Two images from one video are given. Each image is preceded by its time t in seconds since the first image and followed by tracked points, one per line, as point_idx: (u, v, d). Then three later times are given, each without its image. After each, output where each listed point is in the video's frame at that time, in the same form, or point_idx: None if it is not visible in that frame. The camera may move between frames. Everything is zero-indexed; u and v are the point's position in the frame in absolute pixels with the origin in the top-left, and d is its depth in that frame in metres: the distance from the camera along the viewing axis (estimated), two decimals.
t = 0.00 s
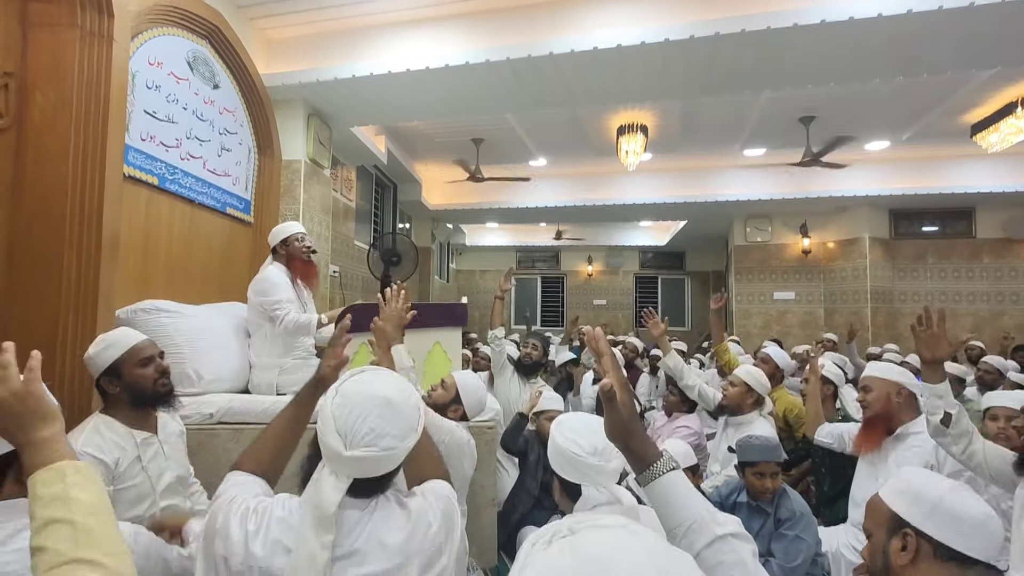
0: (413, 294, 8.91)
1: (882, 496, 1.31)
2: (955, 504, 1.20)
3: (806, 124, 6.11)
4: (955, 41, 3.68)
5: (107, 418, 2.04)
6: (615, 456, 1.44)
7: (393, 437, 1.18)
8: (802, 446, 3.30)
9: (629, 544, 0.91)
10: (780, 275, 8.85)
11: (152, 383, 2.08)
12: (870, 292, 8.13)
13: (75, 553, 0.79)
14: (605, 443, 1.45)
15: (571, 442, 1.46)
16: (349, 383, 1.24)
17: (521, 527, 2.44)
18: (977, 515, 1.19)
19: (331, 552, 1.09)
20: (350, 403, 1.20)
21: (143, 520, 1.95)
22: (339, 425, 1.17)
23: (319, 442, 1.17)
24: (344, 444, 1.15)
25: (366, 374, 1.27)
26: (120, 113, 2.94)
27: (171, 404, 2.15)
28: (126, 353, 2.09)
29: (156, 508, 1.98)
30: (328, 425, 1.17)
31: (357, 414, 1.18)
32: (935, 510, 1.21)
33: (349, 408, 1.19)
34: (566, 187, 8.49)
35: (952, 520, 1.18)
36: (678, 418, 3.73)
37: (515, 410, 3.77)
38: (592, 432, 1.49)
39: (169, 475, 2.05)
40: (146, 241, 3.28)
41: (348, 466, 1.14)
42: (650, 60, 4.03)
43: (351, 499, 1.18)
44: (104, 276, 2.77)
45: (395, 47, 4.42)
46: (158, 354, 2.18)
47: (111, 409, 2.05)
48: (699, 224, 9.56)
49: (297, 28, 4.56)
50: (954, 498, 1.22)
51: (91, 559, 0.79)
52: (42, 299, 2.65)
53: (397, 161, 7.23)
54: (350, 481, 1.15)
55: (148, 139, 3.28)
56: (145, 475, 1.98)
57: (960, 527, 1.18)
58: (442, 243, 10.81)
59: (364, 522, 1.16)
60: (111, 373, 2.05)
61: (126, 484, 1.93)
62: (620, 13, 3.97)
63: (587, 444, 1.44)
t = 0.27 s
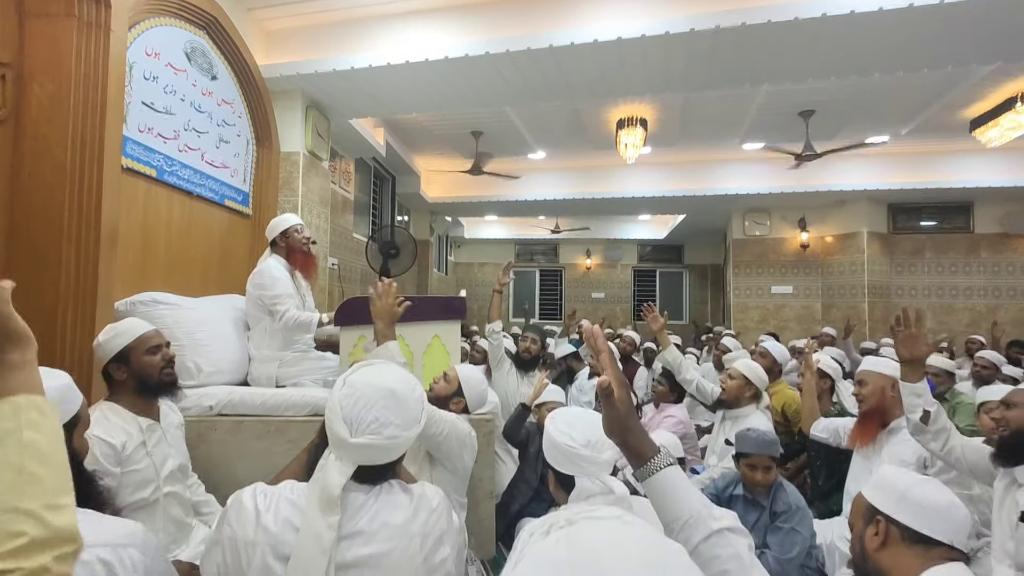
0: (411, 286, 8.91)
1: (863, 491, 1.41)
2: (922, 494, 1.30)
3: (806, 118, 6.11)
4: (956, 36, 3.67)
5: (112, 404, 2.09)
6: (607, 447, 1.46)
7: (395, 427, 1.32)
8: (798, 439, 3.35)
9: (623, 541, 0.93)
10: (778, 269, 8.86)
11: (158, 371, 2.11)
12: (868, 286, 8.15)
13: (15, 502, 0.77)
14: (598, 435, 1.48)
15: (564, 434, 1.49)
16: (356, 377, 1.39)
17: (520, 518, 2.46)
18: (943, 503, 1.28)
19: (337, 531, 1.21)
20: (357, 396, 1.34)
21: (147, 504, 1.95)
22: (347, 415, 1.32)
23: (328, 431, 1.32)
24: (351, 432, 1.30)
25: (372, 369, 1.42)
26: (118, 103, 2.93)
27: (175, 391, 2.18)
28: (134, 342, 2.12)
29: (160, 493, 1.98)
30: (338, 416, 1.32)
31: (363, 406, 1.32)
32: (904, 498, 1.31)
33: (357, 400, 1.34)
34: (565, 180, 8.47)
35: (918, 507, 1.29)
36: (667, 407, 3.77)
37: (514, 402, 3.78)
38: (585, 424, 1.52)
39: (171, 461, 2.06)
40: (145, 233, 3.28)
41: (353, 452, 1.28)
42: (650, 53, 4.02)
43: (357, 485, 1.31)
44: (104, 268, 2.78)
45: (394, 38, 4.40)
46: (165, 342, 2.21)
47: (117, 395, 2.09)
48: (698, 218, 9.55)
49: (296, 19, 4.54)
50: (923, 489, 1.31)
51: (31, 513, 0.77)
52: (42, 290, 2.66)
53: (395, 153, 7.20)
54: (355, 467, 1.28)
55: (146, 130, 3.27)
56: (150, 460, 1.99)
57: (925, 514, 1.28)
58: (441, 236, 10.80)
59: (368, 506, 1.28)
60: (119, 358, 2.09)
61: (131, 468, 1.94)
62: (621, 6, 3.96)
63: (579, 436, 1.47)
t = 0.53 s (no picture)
0: (409, 287, 8.90)
1: (859, 490, 1.42)
2: (917, 493, 1.31)
3: (804, 119, 6.12)
4: (953, 39, 3.68)
5: (116, 399, 2.08)
6: (599, 446, 1.47)
7: (390, 418, 1.42)
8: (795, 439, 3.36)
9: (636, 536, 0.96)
10: (775, 270, 8.87)
11: (164, 367, 2.13)
12: (865, 288, 8.17)
13: None
14: (591, 435, 1.48)
15: (557, 433, 1.49)
16: (355, 374, 1.51)
17: (516, 519, 2.46)
18: (938, 503, 1.29)
19: (335, 516, 1.29)
20: (355, 388, 1.46)
21: (150, 497, 1.95)
22: (345, 407, 1.43)
23: (328, 422, 1.43)
24: (347, 421, 1.41)
25: (370, 368, 1.54)
26: (116, 102, 2.92)
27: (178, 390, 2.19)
28: (142, 338, 2.14)
29: (163, 487, 1.99)
30: (336, 407, 1.44)
31: (360, 398, 1.43)
32: (901, 498, 1.31)
33: (354, 393, 1.45)
34: (563, 181, 8.48)
35: (914, 507, 1.29)
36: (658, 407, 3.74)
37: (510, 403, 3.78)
38: (578, 422, 1.51)
39: (172, 457, 2.10)
40: (142, 233, 3.27)
41: (348, 439, 1.38)
42: (649, 55, 4.03)
43: (354, 475, 1.38)
44: (102, 268, 2.77)
45: (393, 39, 4.40)
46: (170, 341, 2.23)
47: (121, 390, 2.09)
48: (696, 219, 9.56)
49: (295, 19, 4.54)
50: (918, 488, 1.32)
51: None
52: (40, 289, 2.65)
53: (393, 154, 7.20)
54: (351, 455, 1.38)
55: (144, 130, 3.27)
56: (153, 454, 2.00)
57: (921, 513, 1.28)
58: (439, 236, 10.79)
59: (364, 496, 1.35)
60: (126, 354, 2.10)
61: (139, 459, 1.94)
62: (619, 8, 3.97)
63: (571, 435, 1.47)
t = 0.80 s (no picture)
0: (405, 288, 8.91)
1: (868, 486, 1.34)
2: (936, 498, 1.21)
3: (799, 123, 6.15)
4: (947, 43, 3.71)
5: (115, 395, 2.08)
6: (590, 447, 1.48)
7: (380, 406, 1.47)
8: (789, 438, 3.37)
9: (677, 527, 1.10)
10: (771, 272, 8.90)
11: (165, 366, 2.14)
12: (859, 290, 8.20)
13: None
14: (582, 436, 1.49)
15: (548, 435, 1.50)
16: (346, 370, 1.57)
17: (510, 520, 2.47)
18: (957, 508, 1.19)
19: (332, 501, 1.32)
20: (346, 381, 1.51)
21: (150, 492, 1.96)
22: (336, 398, 1.49)
23: (321, 414, 1.48)
24: (339, 411, 1.46)
25: (361, 365, 1.60)
26: (112, 102, 2.92)
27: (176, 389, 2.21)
28: (144, 338, 2.13)
29: (163, 482, 2.01)
30: (328, 399, 1.49)
31: (351, 389, 1.49)
32: (916, 504, 1.22)
33: (345, 385, 1.51)
34: (560, 183, 8.50)
35: (927, 512, 1.20)
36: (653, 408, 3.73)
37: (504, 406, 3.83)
38: (569, 423, 1.52)
39: (170, 453, 2.11)
40: (137, 232, 3.27)
41: (340, 427, 1.43)
42: (645, 57, 4.04)
43: (349, 465, 1.42)
44: (96, 267, 2.77)
45: (390, 40, 4.41)
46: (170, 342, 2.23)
47: (121, 387, 2.09)
48: (692, 221, 9.58)
49: (292, 20, 4.54)
50: (936, 491, 1.22)
51: None
52: (33, 288, 2.65)
53: (390, 154, 7.20)
54: (345, 444, 1.42)
55: (139, 130, 3.26)
56: (154, 448, 2.01)
57: (938, 522, 1.19)
58: (435, 237, 10.79)
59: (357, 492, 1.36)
60: (127, 352, 2.09)
61: (141, 453, 1.95)
62: (615, 10, 3.99)
63: (563, 436, 1.48)
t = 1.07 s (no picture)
0: (401, 289, 8.90)
1: (920, 485, 1.12)
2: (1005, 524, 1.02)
3: (793, 125, 6.17)
4: (939, 47, 3.73)
5: (108, 395, 2.07)
6: (584, 448, 1.48)
7: (370, 400, 1.49)
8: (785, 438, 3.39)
9: (686, 522, 1.10)
10: (766, 274, 8.92)
11: (157, 366, 2.13)
12: (853, 292, 8.23)
13: None
14: (576, 438, 1.49)
15: (542, 436, 1.51)
16: (337, 371, 1.59)
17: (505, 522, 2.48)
18: None
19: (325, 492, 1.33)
20: (336, 380, 1.54)
21: (144, 490, 1.96)
22: (327, 395, 1.51)
23: (313, 413, 1.49)
24: (330, 408, 1.47)
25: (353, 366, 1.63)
26: (105, 102, 2.91)
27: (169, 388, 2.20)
28: (136, 337, 2.13)
29: (157, 480, 2.00)
30: (320, 397, 1.51)
31: (340, 386, 1.51)
32: (986, 528, 1.02)
33: (335, 383, 1.53)
34: (555, 185, 8.51)
35: (991, 538, 1.02)
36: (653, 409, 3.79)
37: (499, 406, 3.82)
38: (563, 425, 1.52)
39: (163, 453, 2.10)
40: (130, 233, 3.25)
41: (330, 422, 1.44)
42: (640, 60, 4.06)
43: (342, 460, 1.43)
44: (88, 267, 2.76)
45: (385, 41, 4.41)
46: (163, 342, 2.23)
47: (114, 387, 2.08)
48: (687, 223, 9.60)
49: (287, 21, 4.53)
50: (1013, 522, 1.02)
51: None
52: (25, 288, 2.63)
53: (386, 156, 7.19)
54: (337, 440, 1.43)
55: (133, 131, 3.25)
56: (148, 447, 2.01)
57: (1003, 553, 1.01)
58: (431, 239, 10.78)
59: (354, 492, 1.36)
60: (119, 351, 2.08)
61: (135, 452, 1.95)
62: (610, 13, 4.00)
63: (556, 437, 1.48)
